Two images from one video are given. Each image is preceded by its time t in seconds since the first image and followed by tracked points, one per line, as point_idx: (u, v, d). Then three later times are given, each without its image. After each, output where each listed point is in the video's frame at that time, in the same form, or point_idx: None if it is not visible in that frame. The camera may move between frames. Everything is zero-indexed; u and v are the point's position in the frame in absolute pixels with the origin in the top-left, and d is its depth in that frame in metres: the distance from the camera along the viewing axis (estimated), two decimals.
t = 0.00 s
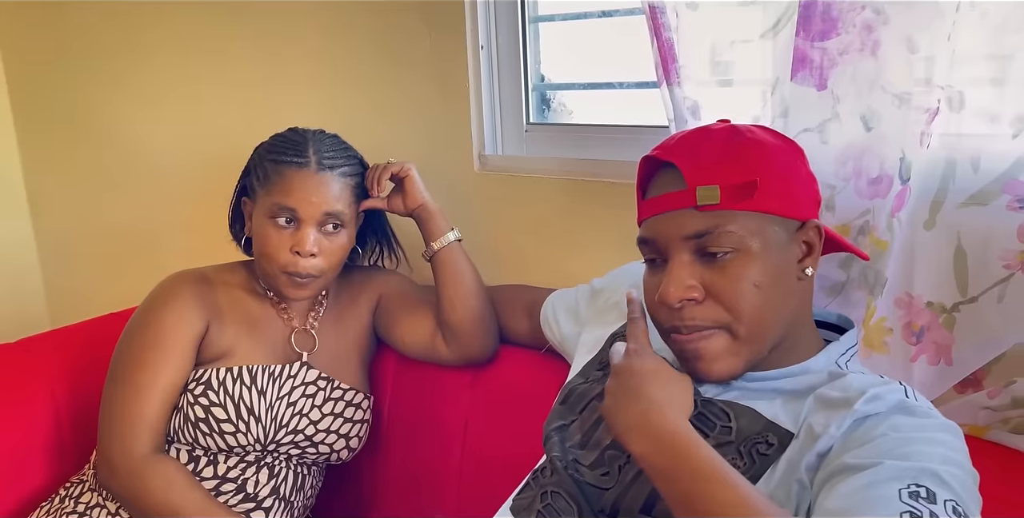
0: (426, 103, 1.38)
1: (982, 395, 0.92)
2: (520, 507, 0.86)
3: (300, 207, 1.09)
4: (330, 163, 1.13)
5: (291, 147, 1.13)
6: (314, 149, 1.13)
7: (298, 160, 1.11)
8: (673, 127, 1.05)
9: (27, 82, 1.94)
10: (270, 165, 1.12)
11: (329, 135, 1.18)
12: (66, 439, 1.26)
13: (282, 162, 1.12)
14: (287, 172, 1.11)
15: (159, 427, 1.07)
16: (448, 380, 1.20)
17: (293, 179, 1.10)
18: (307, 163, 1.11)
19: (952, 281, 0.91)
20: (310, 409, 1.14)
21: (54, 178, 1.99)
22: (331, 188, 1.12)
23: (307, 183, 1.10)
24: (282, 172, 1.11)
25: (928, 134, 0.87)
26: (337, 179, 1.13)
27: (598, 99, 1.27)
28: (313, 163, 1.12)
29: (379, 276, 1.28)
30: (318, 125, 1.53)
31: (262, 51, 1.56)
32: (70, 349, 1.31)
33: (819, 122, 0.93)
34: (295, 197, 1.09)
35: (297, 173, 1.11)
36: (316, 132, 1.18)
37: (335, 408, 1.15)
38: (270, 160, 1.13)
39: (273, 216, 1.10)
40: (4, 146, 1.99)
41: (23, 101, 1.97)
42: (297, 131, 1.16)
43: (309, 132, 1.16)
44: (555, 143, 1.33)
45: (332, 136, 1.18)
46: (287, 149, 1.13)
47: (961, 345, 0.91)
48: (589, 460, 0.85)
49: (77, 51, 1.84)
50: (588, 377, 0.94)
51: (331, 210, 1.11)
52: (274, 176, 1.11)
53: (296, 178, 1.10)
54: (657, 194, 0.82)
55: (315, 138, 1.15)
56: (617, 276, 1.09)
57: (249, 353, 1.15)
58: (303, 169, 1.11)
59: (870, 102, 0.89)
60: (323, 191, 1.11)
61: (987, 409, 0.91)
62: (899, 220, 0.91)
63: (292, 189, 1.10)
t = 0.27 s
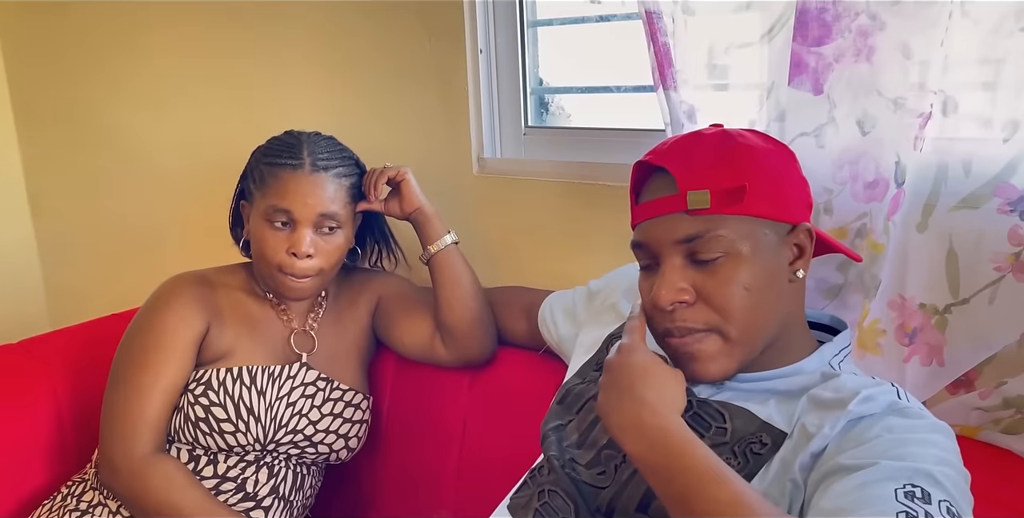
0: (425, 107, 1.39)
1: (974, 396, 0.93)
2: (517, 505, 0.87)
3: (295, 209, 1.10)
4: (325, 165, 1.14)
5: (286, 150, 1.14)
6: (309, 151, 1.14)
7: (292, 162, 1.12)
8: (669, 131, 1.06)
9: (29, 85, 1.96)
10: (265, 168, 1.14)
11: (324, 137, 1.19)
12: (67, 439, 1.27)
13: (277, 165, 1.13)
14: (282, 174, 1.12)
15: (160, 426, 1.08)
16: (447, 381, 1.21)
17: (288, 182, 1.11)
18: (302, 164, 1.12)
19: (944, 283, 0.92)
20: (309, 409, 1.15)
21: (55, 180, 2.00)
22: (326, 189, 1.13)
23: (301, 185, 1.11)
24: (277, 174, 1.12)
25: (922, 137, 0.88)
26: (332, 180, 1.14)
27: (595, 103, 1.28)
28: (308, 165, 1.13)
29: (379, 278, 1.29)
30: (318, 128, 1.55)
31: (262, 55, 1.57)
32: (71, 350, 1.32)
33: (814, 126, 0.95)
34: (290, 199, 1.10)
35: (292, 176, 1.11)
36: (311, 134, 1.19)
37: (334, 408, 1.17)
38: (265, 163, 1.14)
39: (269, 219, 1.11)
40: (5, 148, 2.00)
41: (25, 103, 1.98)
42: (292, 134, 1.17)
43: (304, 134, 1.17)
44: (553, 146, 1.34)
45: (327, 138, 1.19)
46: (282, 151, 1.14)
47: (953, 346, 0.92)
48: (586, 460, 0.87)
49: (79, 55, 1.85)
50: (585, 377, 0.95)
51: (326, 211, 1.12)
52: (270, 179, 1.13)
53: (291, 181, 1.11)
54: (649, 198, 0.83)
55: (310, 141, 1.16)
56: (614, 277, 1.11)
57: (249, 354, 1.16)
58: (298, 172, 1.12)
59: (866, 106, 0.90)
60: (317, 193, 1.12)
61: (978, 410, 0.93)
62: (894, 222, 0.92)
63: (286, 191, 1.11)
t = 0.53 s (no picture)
0: (425, 109, 1.41)
1: (964, 395, 0.95)
2: (515, 498, 0.90)
3: (296, 209, 1.12)
4: (324, 166, 1.16)
5: (286, 152, 1.15)
6: (308, 153, 1.16)
7: (292, 164, 1.14)
8: (666, 133, 1.08)
9: (31, 86, 1.97)
10: (266, 170, 1.15)
11: (323, 139, 1.21)
12: (71, 438, 1.28)
13: (277, 167, 1.14)
14: (282, 176, 1.13)
15: (164, 425, 1.09)
16: (446, 381, 1.23)
17: (288, 183, 1.13)
18: (301, 166, 1.14)
19: (936, 283, 0.94)
20: (310, 409, 1.16)
21: (57, 181, 2.01)
22: (327, 190, 1.14)
23: (302, 186, 1.12)
24: (277, 176, 1.14)
25: (914, 141, 0.90)
26: (332, 181, 1.16)
27: (592, 105, 1.30)
28: (308, 166, 1.14)
29: (379, 279, 1.31)
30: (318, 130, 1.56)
31: (263, 57, 1.59)
32: (75, 349, 1.33)
33: (810, 129, 0.96)
34: (291, 200, 1.12)
35: (292, 177, 1.13)
36: (311, 136, 1.20)
37: (335, 408, 1.18)
38: (266, 165, 1.16)
39: (270, 220, 1.13)
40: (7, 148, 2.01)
41: (27, 105, 2.00)
42: (292, 136, 1.19)
43: (303, 136, 1.19)
44: (551, 148, 1.36)
45: (327, 139, 1.21)
46: (282, 153, 1.15)
47: (944, 346, 0.94)
48: (582, 453, 0.89)
49: (81, 56, 1.87)
50: (582, 374, 0.98)
51: (327, 211, 1.14)
52: (270, 181, 1.14)
53: (291, 182, 1.13)
54: (647, 198, 0.84)
55: (310, 143, 1.18)
56: (611, 278, 1.12)
57: (251, 353, 1.17)
58: (298, 173, 1.13)
59: (860, 109, 0.91)
60: (318, 193, 1.13)
61: (969, 409, 0.94)
62: (887, 225, 0.93)
63: (287, 192, 1.12)
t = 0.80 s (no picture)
0: (426, 110, 1.42)
1: (957, 391, 0.96)
2: (513, 492, 0.92)
3: (300, 209, 1.13)
4: (328, 166, 1.17)
5: (290, 152, 1.17)
6: (312, 153, 1.17)
7: (296, 164, 1.15)
8: (663, 134, 1.10)
9: (35, 87, 1.99)
10: (270, 170, 1.17)
11: (326, 139, 1.22)
12: (75, 434, 1.30)
13: (281, 167, 1.16)
14: (286, 176, 1.15)
15: (168, 420, 1.11)
16: (447, 378, 1.24)
17: (292, 183, 1.14)
18: (305, 166, 1.15)
19: (928, 281, 0.95)
20: (313, 405, 1.18)
21: (61, 181, 2.03)
22: (330, 189, 1.16)
23: (306, 186, 1.14)
24: (281, 176, 1.15)
25: (907, 142, 0.91)
26: (335, 181, 1.17)
27: (591, 106, 1.32)
28: (311, 167, 1.16)
29: (380, 277, 1.32)
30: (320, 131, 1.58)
31: (266, 59, 1.61)
32: (79, 347, 1.35)
33: (806, 131, 0.98)
34: (295, 200, 1.14)
35: (296, 178, 1.15)
36: (314, 137, 1.22)
37: (337, 404, 1.19)
38: (270, 165, 1.17)
39: (275, 219, 1.15)
40: (12, 148, 2.03)
41: (31, 105, 2.01)
42: (295, 137, 1.21)
43: (307, 137, 1.20)
44: (551, 149, 1.37)
45: (330, 140, 1.23)
46: (286, 154, 1.17)
47: (936, 343, 0.96)
48: (580, 448, 0.91)
49: (84, 57, 1.89)
50: (580, 370, 1.00)
51: (331, 211, 1.15)
52: (274, 181, 1.16)
53: (295, 182, 1.14)
54: (645, 196, 0.86)
55: (313, 143, 1.20)
56: (609, 276, 1.14)
57: (255, 350, 1.19)
58: (302, 173, 1.15)
59: (855, 110, 0.93)
60: (321, 193, 1.15)
61: (961, 405, 0.96)
62: (881, 225, 0.95)
63: (291, 192, 1.14)
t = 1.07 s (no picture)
0: (429, 110, 1.44)
1: (950, 388, 0.98)
2: (514, 486, 0.94)
3: (306, 209, 1.15)
4: (334, 166, 1.19)
5: (297, 152, 1.19)
6: (319, 153, 1.19)
7: (303, 164, 1.17)
8: (663, 134, 1.11)
9: (41, 87, 2.01)
10: (278, 169, 1.18)
11: (333, 140, 1.24)
12: (83, 430, 1.32)
13: (288, 167, 1.18)
14: (293, 176, 1.17)
15: (175, 415, 1.13)
16: (449, 374, 1.26)
17: (300, 183, 1.16)
18: (312, 166, 1.17)
19: (922, 280, 0.97)
20: (317, 399, 1.19)
21: (66, 180, 2.05)
22: (337, 189, 1.18)
23: (312, 186, 1.16)
24: (288, 176, 1.17)
25: (903, 142, 0.93)
26: (342, 180, 1.19)
27: (592, 107, 1.33)
28: (318, 166, 1.18)
29: (384, 276, 1.34)
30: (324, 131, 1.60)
31: (271, 60, 1.62)
32: (87, 344, 1.37)
33: (804, 132, 1.00)
34: (302, 199, 1.15)
35: (303, 177, 1.16)
36: (320, 137, 1.24)
37: (341, 399, 1.21)
38: (277, 165, 1.19)
39: (281, 218, 1.16)
40: (17, 148, 2.05)
41: (37, 106, 2.04)
42: (302, 137, 1.23)
43: (314, 137, 1.22)
44: (552, 150, 1.39)
45: (337, 140, 1.25)
46: (293, 154, 1.19)
47: (931, 340, 0.97)
48: (580, 443, 0.92)
49: (90, 58, 1.90)
50: (580, 367, 1.02)
51: (337, 210, 1.17)
52: (281, 180, 1.17)
53: (302, 182, 1.16)
54: (646, 192, 0.88)
55: (320, 144, 1.22)
56: (610, 274, 1.16)
57: (260, 345, 1.21)
58: (308, 173, 1.17)
59: (852, 112, 0.95)
60: (328, 193, 1.17)
61: (954, 402, 0.98)
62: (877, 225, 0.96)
63: (298, 191, 1.16)
